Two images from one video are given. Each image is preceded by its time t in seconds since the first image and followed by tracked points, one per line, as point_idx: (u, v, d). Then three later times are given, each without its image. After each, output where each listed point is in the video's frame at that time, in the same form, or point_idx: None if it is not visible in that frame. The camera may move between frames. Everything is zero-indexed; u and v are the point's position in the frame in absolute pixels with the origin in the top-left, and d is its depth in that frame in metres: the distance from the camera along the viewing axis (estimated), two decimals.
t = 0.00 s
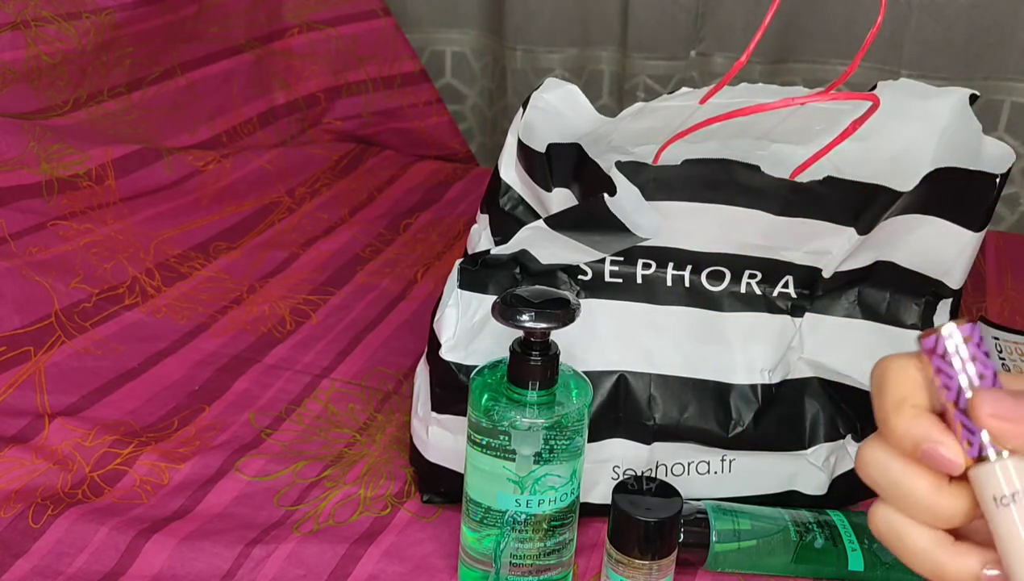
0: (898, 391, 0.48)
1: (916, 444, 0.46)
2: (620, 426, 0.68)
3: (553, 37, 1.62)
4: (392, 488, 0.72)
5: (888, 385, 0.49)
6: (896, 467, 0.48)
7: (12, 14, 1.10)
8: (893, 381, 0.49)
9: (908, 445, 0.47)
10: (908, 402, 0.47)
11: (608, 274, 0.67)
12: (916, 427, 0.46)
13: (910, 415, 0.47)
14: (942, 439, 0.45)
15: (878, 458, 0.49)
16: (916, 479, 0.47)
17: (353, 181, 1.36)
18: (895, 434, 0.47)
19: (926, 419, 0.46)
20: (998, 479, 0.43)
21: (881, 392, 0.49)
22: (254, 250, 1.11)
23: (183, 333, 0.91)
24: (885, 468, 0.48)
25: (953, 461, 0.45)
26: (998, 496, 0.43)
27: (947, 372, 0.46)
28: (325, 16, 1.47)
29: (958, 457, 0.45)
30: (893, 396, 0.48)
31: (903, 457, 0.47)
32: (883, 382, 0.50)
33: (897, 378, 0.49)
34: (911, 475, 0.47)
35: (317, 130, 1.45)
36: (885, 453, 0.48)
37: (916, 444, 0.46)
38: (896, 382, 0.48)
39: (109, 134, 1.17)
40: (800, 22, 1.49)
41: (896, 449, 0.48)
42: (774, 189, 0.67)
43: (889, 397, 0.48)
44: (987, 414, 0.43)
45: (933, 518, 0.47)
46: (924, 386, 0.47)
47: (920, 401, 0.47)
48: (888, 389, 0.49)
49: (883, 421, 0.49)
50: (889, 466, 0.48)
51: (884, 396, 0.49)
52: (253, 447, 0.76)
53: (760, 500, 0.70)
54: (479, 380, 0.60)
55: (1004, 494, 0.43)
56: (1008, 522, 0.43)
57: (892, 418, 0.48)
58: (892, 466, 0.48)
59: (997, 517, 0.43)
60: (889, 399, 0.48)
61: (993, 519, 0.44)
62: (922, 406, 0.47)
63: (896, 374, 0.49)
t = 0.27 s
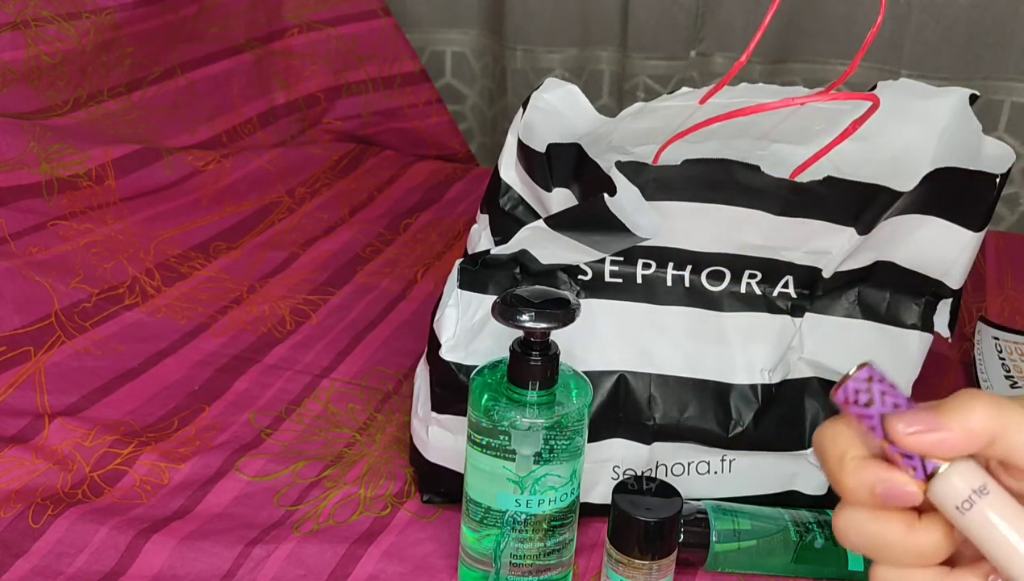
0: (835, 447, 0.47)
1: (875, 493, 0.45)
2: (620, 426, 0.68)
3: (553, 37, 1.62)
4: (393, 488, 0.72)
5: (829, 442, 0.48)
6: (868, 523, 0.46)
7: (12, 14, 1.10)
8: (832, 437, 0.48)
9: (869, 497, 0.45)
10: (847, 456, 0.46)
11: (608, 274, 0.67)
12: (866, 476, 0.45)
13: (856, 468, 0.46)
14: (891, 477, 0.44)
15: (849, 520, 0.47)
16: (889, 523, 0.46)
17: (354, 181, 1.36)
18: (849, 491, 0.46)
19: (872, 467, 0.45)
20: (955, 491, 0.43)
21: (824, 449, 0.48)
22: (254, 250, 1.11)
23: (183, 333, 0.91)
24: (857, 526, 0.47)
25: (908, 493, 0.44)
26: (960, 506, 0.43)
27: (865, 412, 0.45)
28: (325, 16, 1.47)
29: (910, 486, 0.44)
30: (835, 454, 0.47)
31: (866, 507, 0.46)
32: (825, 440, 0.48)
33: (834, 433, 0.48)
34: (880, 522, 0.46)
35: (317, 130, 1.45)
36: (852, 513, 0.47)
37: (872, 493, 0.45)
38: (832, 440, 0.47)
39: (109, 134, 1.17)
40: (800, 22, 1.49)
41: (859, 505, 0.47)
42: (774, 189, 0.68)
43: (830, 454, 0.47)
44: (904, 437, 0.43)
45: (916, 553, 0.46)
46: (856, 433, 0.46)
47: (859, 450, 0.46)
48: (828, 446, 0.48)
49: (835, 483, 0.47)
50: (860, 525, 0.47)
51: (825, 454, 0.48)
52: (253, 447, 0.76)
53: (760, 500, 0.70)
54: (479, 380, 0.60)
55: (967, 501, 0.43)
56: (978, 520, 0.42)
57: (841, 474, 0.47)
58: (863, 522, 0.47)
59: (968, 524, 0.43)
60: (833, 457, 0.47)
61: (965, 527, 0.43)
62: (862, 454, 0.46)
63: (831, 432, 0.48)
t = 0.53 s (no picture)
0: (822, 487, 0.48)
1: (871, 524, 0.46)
2: (620, 426, 0.68)
3: (553, 37, 1.62)
4: (393, 488, 0.72)
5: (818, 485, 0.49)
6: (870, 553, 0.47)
7: (12, 14, 1.10)
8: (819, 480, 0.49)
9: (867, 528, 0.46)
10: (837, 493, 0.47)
11: (608, 274, 0.67)
12: (858, 507, 0.46)
13: (847, 503, 0.47)
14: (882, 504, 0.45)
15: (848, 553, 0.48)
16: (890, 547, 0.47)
17: (354, 181, 1.36)
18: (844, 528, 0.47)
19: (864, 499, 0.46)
20: (953, 502, 0.43)
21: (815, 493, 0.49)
22: (254, 250, 1.11)
23: (183, 333, 0.91)
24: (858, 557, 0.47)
25: (903, 514, 0.45)
26: (959, 514, 0.43)
27: (841, 453, 0.47)
28: (325, 16, 1.47)
29: (903, 507, 0.45)
30: (824, 495, 0.48)
31: (864, 539, 0.47)
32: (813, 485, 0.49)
33: (820, 475, 0.49)
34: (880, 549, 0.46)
35: (317, 130, 1.45)
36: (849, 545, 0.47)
37: (869, 523, 0.46)
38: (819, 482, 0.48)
39: (109, 134, 1.17)
40: (800, 22, 1.49)
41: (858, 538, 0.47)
42: (774, 189, 0.69)
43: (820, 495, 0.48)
44: (886, 467, 0.43)
45: (917, 573, 0.47)
46: (837, 473, 0.48)
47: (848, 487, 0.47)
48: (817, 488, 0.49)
49: (830, 522, 0.48)
50: (861, 555, 0.47)
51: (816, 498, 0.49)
52: (253, 447, 0.76)
53: (759, 500, 0.70)
54: (479, 380, 0.60)
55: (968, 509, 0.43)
56: (982, 524, 0.43)
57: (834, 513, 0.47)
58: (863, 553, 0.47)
59: (973, 530, 0.43)
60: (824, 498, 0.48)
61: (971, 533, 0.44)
62: (850, 489, 0.47)
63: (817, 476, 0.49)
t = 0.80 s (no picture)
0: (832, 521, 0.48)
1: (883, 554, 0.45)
2: (620, 426, 0.68)
3: (553, 37, 1.62)
4: (392, 488, 0.72)
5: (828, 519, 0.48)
6: None
7: (12, 14, 1.10)
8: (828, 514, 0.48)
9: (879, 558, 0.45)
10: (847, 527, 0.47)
11: (608, 274, 0.67)
12: (870, 539, 0.45)
13: (856, 534, 0.46)
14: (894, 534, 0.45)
15: None
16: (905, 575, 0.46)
17: (354, 181, 1.36)
18: (857, 560, 0.46)
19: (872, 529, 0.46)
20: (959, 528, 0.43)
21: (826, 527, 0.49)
22: (254, 250, 1.11)
23: (183, 333, 0.91)
24: None
25: (914, 543, 0.44)
26: (967, 540, 0.43)
27: (843, 485, 0.46)
28: (325, 16, 1.47)
29: (914, 536, 0.44)
30: (834, 530, 0.48)
31: (878, 569, 0.46)
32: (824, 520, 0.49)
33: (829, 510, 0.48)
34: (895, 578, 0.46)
35: (317, 130, 1.45)
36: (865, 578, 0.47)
37: (880, 553, 0.45)
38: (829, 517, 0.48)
39: (109, 134, 1.17)
40: (800, 22, 1.49)
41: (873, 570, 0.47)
42: (774, 189, 0.69)
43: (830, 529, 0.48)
44: (888, 497, 0.43)
45: None
46: (843, 507, 0.47)
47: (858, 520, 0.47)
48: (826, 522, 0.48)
49: (843, 556, 0.48)
50: None
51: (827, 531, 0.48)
52: (253, 447, 0.76)
53: (759, 500, 0.70)
54: (479, 380, 0.60)
55: (975, 536, 0.43)
56: (991, 550, 0.42)
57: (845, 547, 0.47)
58: None
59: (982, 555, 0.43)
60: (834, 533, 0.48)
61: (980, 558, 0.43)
62: (859, 520, 0.47)
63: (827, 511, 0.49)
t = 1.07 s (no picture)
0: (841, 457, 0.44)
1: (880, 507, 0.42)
2: (620, 426, 0.68)
3: (553, 37, 1.62)
4: (393, 488, 0.72)
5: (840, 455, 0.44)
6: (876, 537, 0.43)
7: (12, 14, 1.09)
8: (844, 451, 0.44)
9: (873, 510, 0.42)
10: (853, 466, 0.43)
11: (608, 274, 0.67)
12: (870, 493, 0.42)
13: (859, 482, 0.43)
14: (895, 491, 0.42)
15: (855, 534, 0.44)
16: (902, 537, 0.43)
17: (354, 181, 1.36)
18: (852, 504, 0.43)
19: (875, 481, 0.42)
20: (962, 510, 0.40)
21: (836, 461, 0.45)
22: (254, 250, 1.11)
23: (183, 333, 0.91)
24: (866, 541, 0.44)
25: (912, 510, 0.41)
26: (968, 524, 0.40)
27: (864, 437, 0.42)
28: (325, 16, 1.47)
29: (914, 504, 0.41)
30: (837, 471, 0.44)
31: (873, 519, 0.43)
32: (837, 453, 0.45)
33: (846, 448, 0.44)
34: (890, 533, 0.43)
35: (317, 130, 1.45)
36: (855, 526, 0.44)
37: (877, 506, 0.42)
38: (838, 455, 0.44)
39: (109, 133, 1.17)
40: (800, 23, 1.49)
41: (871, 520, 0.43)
42: (774, 189, 0.70)
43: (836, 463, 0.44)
44: (913, 460, 0.39)
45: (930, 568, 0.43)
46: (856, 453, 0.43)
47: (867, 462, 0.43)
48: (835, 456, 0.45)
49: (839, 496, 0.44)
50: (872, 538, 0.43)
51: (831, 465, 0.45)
52: (253, 447, 0.76)
53: (759, 500, 0.70)
54: (479, 380, 0.60)
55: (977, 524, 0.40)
56: (987, 542, 0.40)
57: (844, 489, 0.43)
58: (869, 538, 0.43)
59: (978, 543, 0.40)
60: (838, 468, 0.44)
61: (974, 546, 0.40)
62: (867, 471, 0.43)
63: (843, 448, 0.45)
